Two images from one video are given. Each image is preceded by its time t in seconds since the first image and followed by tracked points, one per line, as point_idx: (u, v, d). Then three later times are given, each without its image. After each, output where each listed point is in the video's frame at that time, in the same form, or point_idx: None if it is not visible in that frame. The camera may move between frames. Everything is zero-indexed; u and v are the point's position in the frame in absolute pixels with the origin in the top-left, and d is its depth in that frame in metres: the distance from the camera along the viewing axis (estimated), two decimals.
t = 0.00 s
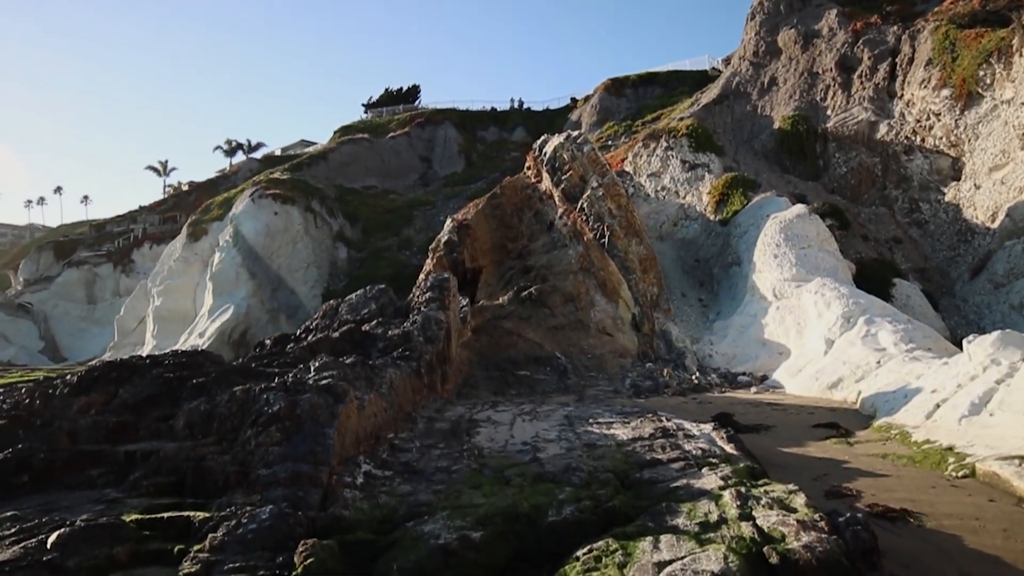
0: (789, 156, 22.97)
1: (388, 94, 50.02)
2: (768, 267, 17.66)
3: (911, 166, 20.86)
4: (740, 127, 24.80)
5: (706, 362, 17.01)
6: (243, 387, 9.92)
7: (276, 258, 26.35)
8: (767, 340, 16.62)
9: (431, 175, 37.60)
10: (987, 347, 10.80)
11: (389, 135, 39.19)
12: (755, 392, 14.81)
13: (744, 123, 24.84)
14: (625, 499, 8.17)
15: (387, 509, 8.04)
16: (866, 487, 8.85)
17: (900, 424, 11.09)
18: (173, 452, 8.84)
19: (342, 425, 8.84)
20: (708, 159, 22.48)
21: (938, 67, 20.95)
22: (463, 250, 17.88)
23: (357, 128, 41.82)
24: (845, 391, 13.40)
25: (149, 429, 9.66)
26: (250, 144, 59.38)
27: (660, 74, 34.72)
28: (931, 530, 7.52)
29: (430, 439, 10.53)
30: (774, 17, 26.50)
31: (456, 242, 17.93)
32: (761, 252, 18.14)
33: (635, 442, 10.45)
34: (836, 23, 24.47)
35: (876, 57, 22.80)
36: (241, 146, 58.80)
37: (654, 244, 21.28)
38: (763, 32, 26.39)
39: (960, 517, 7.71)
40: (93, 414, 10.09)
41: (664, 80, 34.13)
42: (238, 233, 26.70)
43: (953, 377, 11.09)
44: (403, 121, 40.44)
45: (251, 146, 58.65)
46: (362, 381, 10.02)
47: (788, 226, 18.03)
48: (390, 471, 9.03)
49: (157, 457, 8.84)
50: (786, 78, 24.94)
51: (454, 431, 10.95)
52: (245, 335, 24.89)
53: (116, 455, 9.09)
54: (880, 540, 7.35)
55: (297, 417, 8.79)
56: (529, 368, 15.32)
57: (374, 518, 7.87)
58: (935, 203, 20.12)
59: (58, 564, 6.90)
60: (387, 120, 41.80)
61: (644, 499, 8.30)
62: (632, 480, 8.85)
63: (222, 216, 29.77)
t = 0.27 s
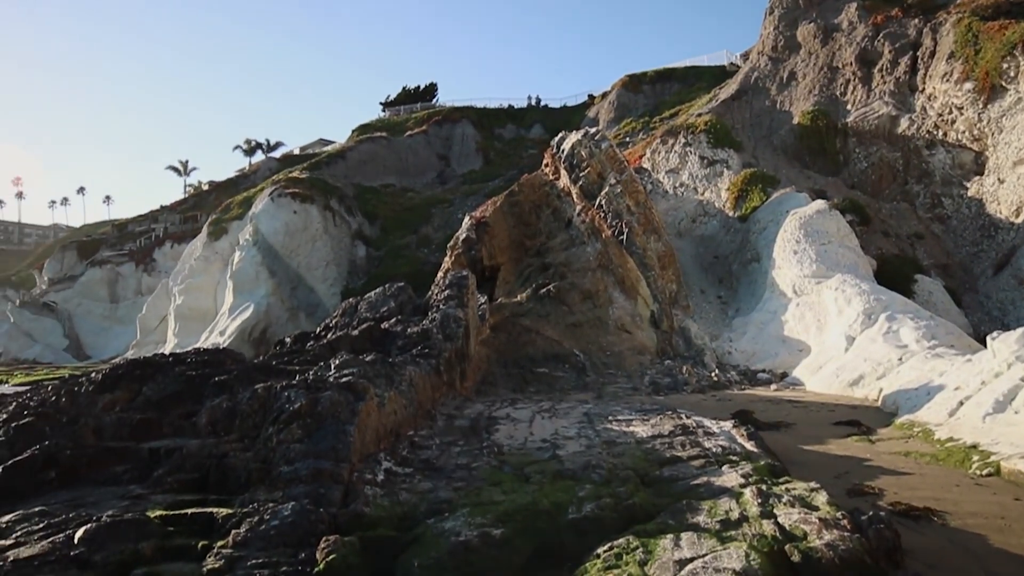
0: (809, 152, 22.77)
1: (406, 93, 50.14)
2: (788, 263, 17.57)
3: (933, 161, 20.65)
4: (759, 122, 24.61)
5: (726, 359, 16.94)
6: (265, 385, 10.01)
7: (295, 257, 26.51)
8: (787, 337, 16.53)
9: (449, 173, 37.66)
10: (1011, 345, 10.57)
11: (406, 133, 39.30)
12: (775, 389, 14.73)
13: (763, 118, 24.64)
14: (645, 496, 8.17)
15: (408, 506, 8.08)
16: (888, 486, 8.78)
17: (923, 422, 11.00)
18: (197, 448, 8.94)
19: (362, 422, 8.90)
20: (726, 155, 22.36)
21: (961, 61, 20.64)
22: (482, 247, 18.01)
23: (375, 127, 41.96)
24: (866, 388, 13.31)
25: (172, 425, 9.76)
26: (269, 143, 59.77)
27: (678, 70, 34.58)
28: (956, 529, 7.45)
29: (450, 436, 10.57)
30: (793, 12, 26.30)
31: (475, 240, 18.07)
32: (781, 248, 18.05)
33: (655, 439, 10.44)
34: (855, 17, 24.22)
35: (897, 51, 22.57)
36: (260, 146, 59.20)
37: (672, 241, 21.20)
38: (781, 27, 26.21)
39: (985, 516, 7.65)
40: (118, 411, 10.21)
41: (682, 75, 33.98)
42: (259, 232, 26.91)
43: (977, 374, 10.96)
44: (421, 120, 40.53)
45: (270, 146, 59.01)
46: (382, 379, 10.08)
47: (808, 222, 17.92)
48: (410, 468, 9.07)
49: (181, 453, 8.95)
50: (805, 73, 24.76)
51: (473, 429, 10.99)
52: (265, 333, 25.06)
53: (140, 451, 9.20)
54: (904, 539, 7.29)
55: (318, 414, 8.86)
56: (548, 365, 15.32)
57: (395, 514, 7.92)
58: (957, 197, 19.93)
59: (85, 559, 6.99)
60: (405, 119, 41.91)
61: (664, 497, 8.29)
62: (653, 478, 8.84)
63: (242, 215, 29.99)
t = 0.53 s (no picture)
0: (829, 147, 22.48)
1: (424, 91, 50.27)
2: (808, 260, 17.46)
3: (955, 155, 20.43)
4: (778, 118, 24.31)
5: (746, 357, 16.85)
6: (286, 382, 10.09)
7: (315, 255, 26.66)
8: (808, 334, 16.43)
9: (467, 171, 37.72)
10: None
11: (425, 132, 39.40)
12: (796, 387, 14.65)
13: (783, 113, 24.31)
14: (666, 494, 8.15)
15: (429, 503, 8.12)
16: (912, 484, 8.70)
17: (946, 420, 10.88)
18: (220, 445, 9.01)
19: (383, 420, 8.95)
20: (745, 151, 22.24)
21: (984, 53, 20.43)
22: (500, 245, 18.16)
23: (393, 125, 42.10)
24: (888, 386, 13.20)
25: (195, 423, 9.86)
26: (288, 143, 60.16)
27: (696, 66, 34.44)
28: (982, 529, 7.37)
29: (470, 434, 10.59)
30: (813, 6, 26.11)
31: (493, 238, 18.20)
32: (801, 245, 17.94)
33: (675, 437, 10.41)
34: (876, 10, 23.96)
35: (919, 44, 22.34)
36: (280, 145, 59.58)
37: (691, 238, 21.08)
38: (801, 21, 26.03)
39: (1011, 515, 7.57)
40: (142, 408, 10.32)
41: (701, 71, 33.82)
42: (279, 231, 27.09)
43: (1001, 370, 10.81)
44: (438, 118, 40.61)
45: (290, 145, 59.39)
46: (402, 376, 10.12)
47: (829, 218, 17.80)
48: (430, 465, 9.09)
49: (204, 451, 9.03)
50: (825, 67, 24.58)
51: (493, 426, 11.01)
52: (285, 331, 25.23)
53: (164, 448, 9.31)
54: (929, 538, 7.23)
55: (339, 412, 8.91)
56: (567, 363, 15.32)
57: (417, 511, 7.96)
58: (981, 192, 19.77)
59: (111, 555, 7.08)
60: (423, 117, 42.01)
61: (685, 495, 8.27)
62: (673, 475, 8.82)
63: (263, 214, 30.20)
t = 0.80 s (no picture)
0: (850, 143, 22.25)
1: (443, 89, 50.36)
2: (830, 256, 17.33)
3: (980, 150, 20.16)
4: (798, 113, 24.09)
5: (767, 354, 16.74)
6: (308, 380, 10.17)
7: (335, 254, 26.81)
8: (829, 332, 16.30)
9: (486, 169, 37.74)
10: None
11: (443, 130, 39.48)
12: (817, 384, 14.57)
13: (803, 109, 24.09)
14: (687, 492, 8.13)
15: (450, 500, 8.15)
16: (936, 483, 8.62)
17: (972, 418, 10.76)
18: (243, 443, 9.09)
19: (404, 417, 9.00)
20: (766, 147, 22.09)
21: (1010, 46, 20.19)
22: (520, 243, 18.27)
23: (412, 124, 42.20)
24: (911, 384, 13.10)
25: (218, 420, 9.95)
26: (308, 142, 60.50)
27: (715, 61, 34.24)
28: (1008, 529, 7.30)
29: (490, 431, 10.62)
30: None
31: (513, 235, 18.32)
32: (823, 241, 17.82)
33: (696, 434, 10.37)
34: (898, 4, 23.69)
35: (942, 37, 22.10)
36: (300, 145, 59.91)
37: (711, 234, 20.88)
38: (821, 16, 25.79)
39: None
40: (166, 406, 10.42)
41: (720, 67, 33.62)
42: (299, 230, 27.25)
43: None
44: (457, 116, 40.66)
45: (310, 144, 59.72)
46: (422, 374, 10.16)
47: (850, 214, 17.66)
48: (451, 463, 9.12)
49: (228, 448, 9.11)
50: (846, 62, 24.42)
51: (513, 424, 11.02)
52: (306, 329, 25.37)
53: (188, 445, 9.40)
54: (954, 538, 7.16)
55: (360, 409, 8.97)
56: (587, 360, 15.30)
57: (438, 508, 7.99)
58: (1006, 187, 19.53)
59: (137, 550, 7.16)
60: (441, 115, 42.08)
61: (707, 493, 8.24)
62: (695, 474, 8.79)
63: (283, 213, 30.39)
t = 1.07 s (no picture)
0: (873, 138, 22.15)
1: (462, 87, 50.39)
2: (852, 253, 17.19)
3: (1006, 145, 20.18)
4: (821, 108, 24.00)
5: (788, 352, 16.64)
6: (330, 377, 10.25)
7: (355, 252, 26.95)
8: (852, 329, 16.18)
9: (505, 167, 37.75)
10: None
11: (462, 128, 39.52)
12: (840, 382, 14.47)
13: (825, 104, 23.99)
14: (709, 490, 8.12)
15: (471, 497, 8.19)
16: (961, 482, 8.55)
17: (998, 417, 10.65)
18: (266, 439, 9.19)
19: (425, 414, 9.04)
20: (787, 143, 21.93)
21: None
22: (539, 240, 18.21)
23: (431, 122, 42.28)
24: (936, 381, 12.97)
25: (242, 417, 10.06)
26: (329, 141, 60.80)
27: (735, 57, 34.01)
28: None
29: (512, 429, 10.64)
30: None
31: (532, 233, 18.23)
32: (845, 238, 17.68)
33: (718, 432, 10.33)
34: None
35: (967, 30, 21.59)
36: (320, 144, 60.22)
37: (732, 231, 20.81)
38: (843, 10, 25.53)
39: None
40: (191, 403, 10.54)
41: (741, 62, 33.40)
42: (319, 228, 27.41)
43: None
44: (476, 114, 40.68)
45: (330, 143, 60.01)
46: (443, 371, 10.20)
47: (873, 211, 17.51)
48: (473, 460, 9.15)
49: (251, 444, 9.21)
50: (869, 56, 24.09)
51: (534, 421, 11.04)
52: (327, 327, 25.54)
53: (212, 442, 9.50)
54: (980, 538, 7.10)
55: (382, 406, 9.03)
56: (607, 358, 15.28)
57: (459, 505, 8.03)
58: None
59: (164, 545, 7.26)
60: (460, 113, 42.12)
61: (729, 491, 8.22)
62: (717, 472, 8.77)
63: (304, 212, 30.57)
